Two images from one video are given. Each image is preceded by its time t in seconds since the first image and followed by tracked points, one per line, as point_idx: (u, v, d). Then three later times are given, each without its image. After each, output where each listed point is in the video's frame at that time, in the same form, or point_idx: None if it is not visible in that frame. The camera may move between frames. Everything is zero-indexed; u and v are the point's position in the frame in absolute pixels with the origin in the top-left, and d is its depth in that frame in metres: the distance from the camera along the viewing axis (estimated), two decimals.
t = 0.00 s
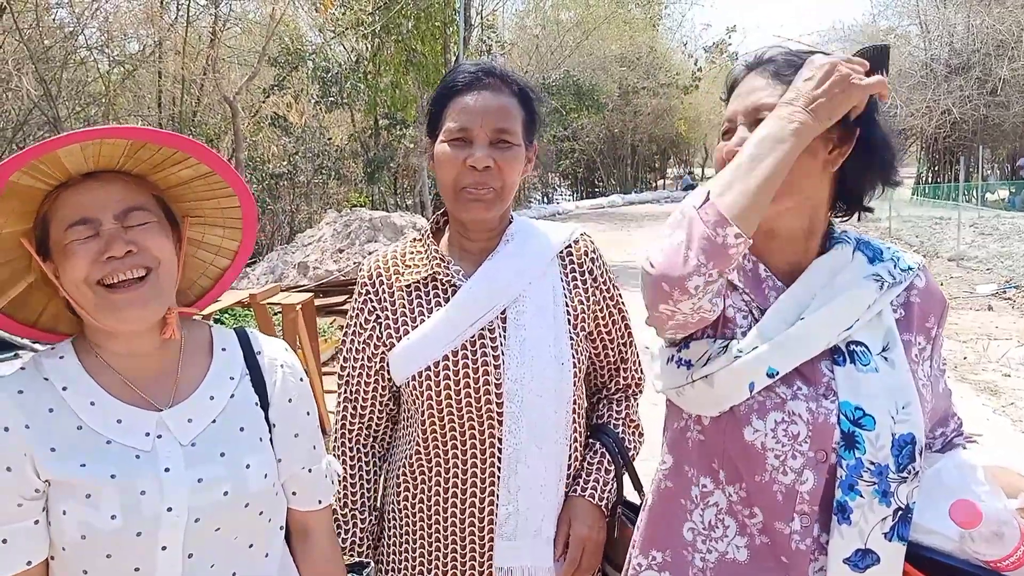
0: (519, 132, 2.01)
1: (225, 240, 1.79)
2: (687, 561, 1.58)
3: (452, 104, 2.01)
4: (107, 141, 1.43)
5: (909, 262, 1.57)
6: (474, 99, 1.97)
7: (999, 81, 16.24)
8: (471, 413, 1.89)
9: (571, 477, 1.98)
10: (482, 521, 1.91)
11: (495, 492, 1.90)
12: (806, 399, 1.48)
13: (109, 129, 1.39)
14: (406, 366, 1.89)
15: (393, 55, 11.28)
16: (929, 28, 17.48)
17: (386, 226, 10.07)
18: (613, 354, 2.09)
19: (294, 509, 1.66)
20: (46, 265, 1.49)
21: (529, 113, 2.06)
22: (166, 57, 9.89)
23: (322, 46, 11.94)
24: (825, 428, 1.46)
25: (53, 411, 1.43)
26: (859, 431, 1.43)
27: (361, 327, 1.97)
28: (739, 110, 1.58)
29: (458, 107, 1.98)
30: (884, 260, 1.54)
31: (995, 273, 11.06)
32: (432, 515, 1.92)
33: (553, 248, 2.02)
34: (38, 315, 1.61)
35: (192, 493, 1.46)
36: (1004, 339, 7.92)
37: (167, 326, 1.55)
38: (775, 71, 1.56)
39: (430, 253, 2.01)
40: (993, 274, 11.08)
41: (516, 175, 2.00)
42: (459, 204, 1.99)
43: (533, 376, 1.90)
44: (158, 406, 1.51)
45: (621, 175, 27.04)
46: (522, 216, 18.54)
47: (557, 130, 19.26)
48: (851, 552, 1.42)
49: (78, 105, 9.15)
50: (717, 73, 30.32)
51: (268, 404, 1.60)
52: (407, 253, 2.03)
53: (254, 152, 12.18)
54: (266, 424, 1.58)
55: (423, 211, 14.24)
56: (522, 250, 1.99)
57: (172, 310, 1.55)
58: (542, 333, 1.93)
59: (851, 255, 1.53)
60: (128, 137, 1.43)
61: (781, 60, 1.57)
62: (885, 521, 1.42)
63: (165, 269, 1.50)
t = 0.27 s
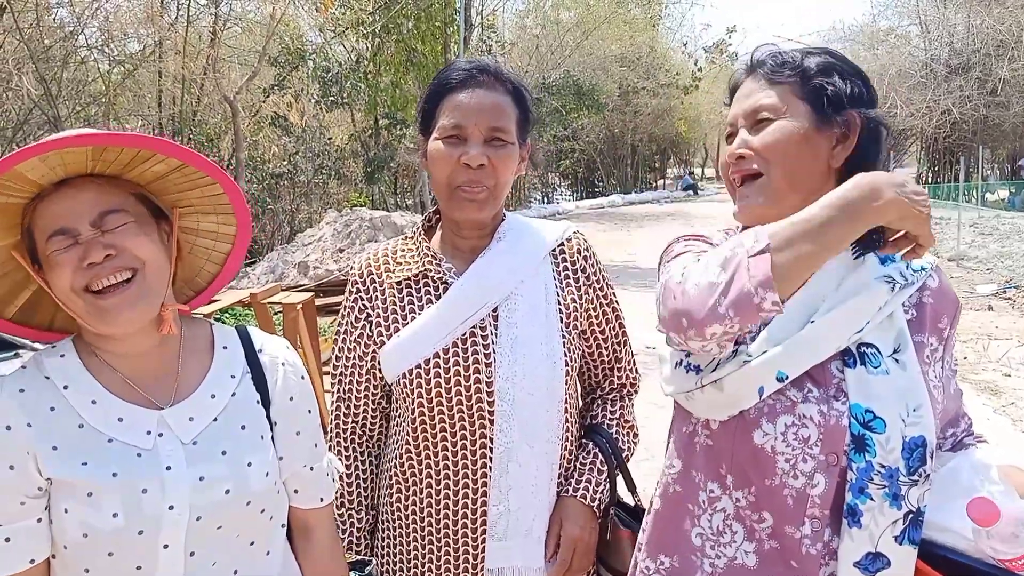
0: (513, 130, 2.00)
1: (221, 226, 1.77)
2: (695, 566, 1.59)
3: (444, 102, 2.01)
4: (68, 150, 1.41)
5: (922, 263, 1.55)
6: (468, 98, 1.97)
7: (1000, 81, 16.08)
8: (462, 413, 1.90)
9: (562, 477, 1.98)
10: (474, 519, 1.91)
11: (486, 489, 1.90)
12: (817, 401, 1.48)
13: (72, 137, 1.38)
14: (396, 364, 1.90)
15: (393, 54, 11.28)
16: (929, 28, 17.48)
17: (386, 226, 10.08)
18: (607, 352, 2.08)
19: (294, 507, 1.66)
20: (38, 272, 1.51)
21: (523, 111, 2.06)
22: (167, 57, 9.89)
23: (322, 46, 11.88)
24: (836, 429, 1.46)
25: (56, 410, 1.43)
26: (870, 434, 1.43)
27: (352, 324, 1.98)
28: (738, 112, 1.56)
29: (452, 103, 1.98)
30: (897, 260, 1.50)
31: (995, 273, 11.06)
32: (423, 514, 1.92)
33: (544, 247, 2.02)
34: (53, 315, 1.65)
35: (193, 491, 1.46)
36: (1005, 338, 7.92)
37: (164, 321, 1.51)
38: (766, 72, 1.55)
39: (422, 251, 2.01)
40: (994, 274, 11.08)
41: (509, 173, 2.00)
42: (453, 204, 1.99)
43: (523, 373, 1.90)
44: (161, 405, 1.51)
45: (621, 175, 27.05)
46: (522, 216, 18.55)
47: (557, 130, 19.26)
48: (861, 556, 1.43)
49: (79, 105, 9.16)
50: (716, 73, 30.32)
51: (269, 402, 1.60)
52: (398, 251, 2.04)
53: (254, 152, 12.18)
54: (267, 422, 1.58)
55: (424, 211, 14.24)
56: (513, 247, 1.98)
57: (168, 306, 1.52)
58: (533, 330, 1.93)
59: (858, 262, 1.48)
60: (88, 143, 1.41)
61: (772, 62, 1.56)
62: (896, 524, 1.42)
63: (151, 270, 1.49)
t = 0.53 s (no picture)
0: (508, 127, 2.00)
1: (226, 232, 1.78)
2: None
3: (442, 99, 2.00)
4: (94, 160, 1.41)
5: (931, 263, 1.54)
6: (465, 94, 1.97)
7: (999, 80, 16.17)
8: (460, 413, 1.89)
9: (563, 477, 1.97)
10: (474, 520, 1.90)
11: (485, 491, 1.89)
12: (829, 405, 1.48)
13: (101, 148, 1.38)
14: (394, 364, 1.90)
15: (393, 53, 11.28)
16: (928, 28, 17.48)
17: (386, 225, 10.09)
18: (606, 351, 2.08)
19: (297, 506, 1.65)
20: (43, 267, 1.50)
21: (520, 108, 2.05)
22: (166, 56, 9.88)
23: (322, 44, 12.02)
24: (850, 434, 1.45)
25: (56, 406, 1.42)
26: (883, 438, 1.43)
27: (349, 324, 1.99)
28: (766, 107, 1.53)
29: (449, 100, 1.98)
30: (905, 262, 1.51)
31: (995, 273, 11.06)
32: (424, 515, 1.92)
33: (542, 246, 2.01)
34: (45, 302, 1.64)
35: (194, 488, 1.45)
36: (1005, 338, 7.92)
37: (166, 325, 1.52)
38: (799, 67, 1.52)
39: (418, 251, 2.02)
40: (994, 273, 11.08)
41: (507, 171, 2.00)
42: (450, 200, 1.98)
43: (520, 374, 1.89)
44: (161, 401, 1.50)
45: (620, 174, 27.06)
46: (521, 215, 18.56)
47: (557, 129, 19.27)
48: (877, 560, 1.42)
49: (78, 105, 9.16)
50: (716, 72, 30.32)
51: (271, 400, 1.59)
52: (396, 250, 2.04)
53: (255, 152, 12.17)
54: (269, 420, 1.57)
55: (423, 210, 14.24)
56: (511, 247, 1.99)
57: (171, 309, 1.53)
58: (531, 329, 1.92)
59: (871, 256, 1.50)
60: (115, 155, 1.41)
61: (805, 55, 1.53)
62: (910, 527, 1.42)
63: (161, 277, 1.50)
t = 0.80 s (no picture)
0: (499, 126, 2.00)
1: (233, 239, 1.79)
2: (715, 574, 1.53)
3: (431, 99, 2.00)
4: (116, 168, 1.42)
5: (929, 261, 1.55)
6: (454, 93, 1.97)
7: (999, 80, 16.09)
8: (456, 418, 1.89)
9: (563, 477, 1.97)
10: (475, 526, 1.90)
11: (485, 495, 1.89)
12: (839, 405, 1.46)
13: (121, 161, 1.39)
14: (389, 370, 1.89)
15: (392, 53, 11.26)
16: (927, 27, 17.47)
17: (386, 225, 10.16)
18: (601, 351, 2.08)
19: (300, 507, 1.65)
20: (50, 263, 1.50)
21: (510, 110, 2.05)
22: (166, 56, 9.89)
23: (322, 44, 11.84)
24: (861, 434, 1.44)
25: (56, 405, 1.42)
26: (893, 438, 1.43)
27: (342, 332, 1.98)
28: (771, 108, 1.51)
29: (438, 100, 1.98)
30: (906, 259, 1.52)
31: (994, 271, 11.06)
32: (424, 520, 1.91)
33: (534, 246, 2.01)
34: (41, 292, 1.64)
35: (194, 488, 1.45)
36: (1005, 336, 7.92)
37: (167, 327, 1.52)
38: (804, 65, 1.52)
39: (411, 255, 2.01)
40: (993, 272, 11.08)
41: (499, 171, 2.00)
42: (441, 200, 1.98)
43: (515, 378, 1.89)
44: (161, 401, 1.50)
45: (619, 173, 27.08)
46: (520, 215, 18.57)
47: (556, 129, 19.28)
48: (887, 561, 1.42)
49: (77, 105, 9.14)
50: (715, 71, 30.34)
51: (273, 402, 1.59)
52: (388, 255, 2.03)
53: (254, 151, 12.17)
54: (271, 421, 1.57)
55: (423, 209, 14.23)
56: (504, 248, 1.98)
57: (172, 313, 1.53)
58: (525, 332, 1.92)
59: (872, 255, 1.51)
60: (136, 165, 1.42)
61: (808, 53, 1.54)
62: (920, 528, 1.42)
63: (170, 283, 1.50)
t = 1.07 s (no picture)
0: (479, 126, 1.99)
1: (228, 244, 1.78)
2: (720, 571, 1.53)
3: (410, 99, 1.99)
4: (120, 166, 1.40)
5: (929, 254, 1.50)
6: (433, 93, 1.96)
7: (997, 76, 16.09)
8: (450, 426, 1.88)
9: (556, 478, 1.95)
10: (473, 532, 1.89)
11: (482, 502, 1.88)
12: (850, 402, 1.43)
13: (125, 158, 1.38)
14: (380, 380, 1.88)
15: (390, 50, 11.25)
16: (926, 23, 17.45)
17: (384, 223, 10.08)
18: (591, 347, 2.06)
19: (297, 508, 1.63)
20: (45, 260, 1.48)
21: (490, 110, 2.04)
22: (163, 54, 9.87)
23: (319, 42, 12.01)
24: (872, 432, 1.41)
25: (46, 406, 1.41)
26: (906, 438, 1.40)
27: (329, 344, 1.97)
28: (755, 109, 1.48)
29: (417, 100, 1.97)
30: (906, 256, 1.46)
31: (993, 268, 11.05)
32: (422, 528, 1.90)
33: (520, 245, 1.99)
34: (29, 289, 1.62)
35: (186, 491, 1.44)
36: (1004, 333, 7.92)
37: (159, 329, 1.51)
38: (784, 61, 1.48)
39: (395, 261, 2.00)
40: (991, 268, 11.07)
41: (480, 171, 1.98)
42: (423, 199, 1.95)
43: (507, 384, 1.88)
44: (152, 402, 1.48)
45: (618, 170, 27.07)
46: (519, 213, 18.55)
47: (555, 126, 19.26)
48: (900, 563, 1.39)
49: (74, 103, 9.11)
50: (713, 68, 30.32)
51: (270, 403, 1.57)
52: (373, 262, 2.02)
53: (252, 150, 12.14)
54: (267, 422, 1.56)
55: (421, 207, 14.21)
56: (490, 250, 1.96)
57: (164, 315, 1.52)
58: (516, 335, 1.91)
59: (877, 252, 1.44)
60: (141, 163, 1.40)
61: (791, 47, 1.49)
62: (932, 528, 1.39)
63: (165, 286, 1.48)
